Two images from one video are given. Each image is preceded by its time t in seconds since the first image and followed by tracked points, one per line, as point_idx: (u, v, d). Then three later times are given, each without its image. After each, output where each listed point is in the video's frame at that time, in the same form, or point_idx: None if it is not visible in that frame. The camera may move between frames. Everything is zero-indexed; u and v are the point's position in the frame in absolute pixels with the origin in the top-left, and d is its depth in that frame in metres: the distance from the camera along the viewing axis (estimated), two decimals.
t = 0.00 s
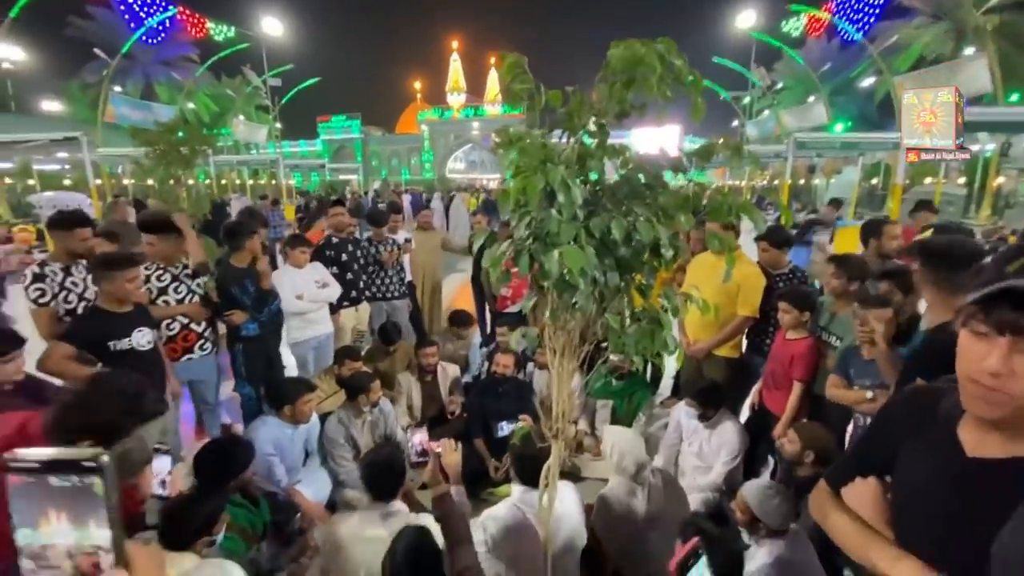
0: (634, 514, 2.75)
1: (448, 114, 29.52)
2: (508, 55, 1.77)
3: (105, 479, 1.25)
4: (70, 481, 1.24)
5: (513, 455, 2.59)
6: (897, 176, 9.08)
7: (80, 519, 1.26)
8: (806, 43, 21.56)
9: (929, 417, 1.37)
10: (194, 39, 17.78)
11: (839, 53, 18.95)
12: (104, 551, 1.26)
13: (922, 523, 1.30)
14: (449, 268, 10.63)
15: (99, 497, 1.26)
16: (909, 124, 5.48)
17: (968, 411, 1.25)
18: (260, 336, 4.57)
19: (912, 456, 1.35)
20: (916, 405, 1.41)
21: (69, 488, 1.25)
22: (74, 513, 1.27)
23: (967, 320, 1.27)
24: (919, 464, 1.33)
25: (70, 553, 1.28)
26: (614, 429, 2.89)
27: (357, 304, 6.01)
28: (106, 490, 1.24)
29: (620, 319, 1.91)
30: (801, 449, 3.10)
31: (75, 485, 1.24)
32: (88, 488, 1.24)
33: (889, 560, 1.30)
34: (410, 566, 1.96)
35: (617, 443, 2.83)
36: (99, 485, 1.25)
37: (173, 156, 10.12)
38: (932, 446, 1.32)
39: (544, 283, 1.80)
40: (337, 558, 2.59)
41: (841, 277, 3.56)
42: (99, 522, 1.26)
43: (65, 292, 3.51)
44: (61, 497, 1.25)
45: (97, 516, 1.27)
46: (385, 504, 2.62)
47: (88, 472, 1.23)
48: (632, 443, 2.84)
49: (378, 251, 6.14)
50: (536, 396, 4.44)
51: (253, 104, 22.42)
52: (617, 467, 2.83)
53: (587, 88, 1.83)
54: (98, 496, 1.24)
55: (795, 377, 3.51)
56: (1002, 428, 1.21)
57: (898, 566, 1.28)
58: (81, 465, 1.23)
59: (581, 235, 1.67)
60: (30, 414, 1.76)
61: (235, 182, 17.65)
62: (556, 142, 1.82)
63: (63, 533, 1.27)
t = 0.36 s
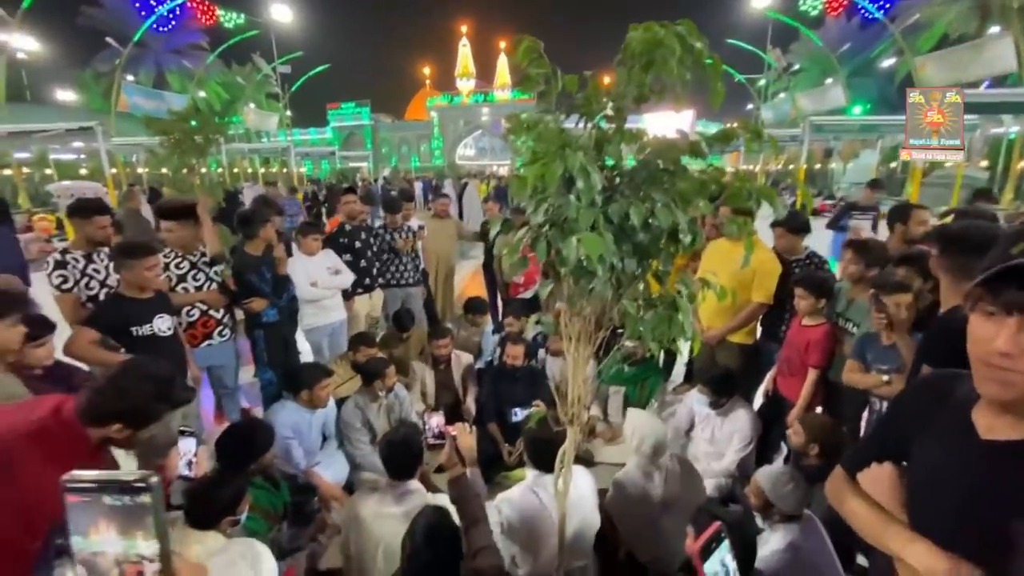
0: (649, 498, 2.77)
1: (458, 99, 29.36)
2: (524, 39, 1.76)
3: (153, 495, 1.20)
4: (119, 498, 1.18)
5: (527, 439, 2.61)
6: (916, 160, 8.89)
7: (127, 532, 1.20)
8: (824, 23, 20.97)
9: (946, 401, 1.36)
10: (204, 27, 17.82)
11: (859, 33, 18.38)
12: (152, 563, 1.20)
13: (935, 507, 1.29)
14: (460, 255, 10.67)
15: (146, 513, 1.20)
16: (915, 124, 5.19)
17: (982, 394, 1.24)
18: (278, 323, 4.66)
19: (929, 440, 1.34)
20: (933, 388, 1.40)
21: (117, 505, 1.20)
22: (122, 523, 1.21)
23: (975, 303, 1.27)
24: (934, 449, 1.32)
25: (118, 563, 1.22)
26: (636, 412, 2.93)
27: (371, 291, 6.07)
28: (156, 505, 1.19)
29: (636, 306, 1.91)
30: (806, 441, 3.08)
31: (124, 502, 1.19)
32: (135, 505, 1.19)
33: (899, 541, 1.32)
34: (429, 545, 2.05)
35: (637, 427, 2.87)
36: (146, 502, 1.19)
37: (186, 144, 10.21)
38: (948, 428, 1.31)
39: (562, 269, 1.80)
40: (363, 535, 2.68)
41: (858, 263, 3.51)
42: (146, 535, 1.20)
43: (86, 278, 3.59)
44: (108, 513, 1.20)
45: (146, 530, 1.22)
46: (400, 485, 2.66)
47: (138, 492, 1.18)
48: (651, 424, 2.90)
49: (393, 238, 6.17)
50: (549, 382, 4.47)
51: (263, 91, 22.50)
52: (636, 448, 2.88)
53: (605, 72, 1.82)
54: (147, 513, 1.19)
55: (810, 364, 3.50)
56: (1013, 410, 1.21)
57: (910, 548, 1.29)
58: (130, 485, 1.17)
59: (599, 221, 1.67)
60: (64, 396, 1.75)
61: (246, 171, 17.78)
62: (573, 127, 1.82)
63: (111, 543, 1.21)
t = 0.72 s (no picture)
0: (664, 482, 2.81)
1: (468, 84, 29.12)
2: (544, 22, 1.74)
3: (262, 464, 1.50)
4: (232, 468, 1.48)
5: (541, 423, 2.64)
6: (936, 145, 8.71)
7: (235, 495, 1.49)
8: (844, 3, 20.41)
9: (965, 389, 1.35)
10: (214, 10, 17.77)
11: (880, 14, 17.88)
12: (255, 522, 1.49)
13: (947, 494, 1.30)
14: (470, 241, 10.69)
15: (251, 479, 1.50)
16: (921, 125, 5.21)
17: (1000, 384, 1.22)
18: (294, 307, 4.69)
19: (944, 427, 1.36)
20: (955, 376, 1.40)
21: (228, 474, 1.49)
22: (230, 489, 1.50)
23: (992, 291, 1.24)
24: (949, 437, 1.33)
25: (223, 523, 1.50)
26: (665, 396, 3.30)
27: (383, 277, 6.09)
28: (261, 474, 1.49)
29: (655, 292, 1.91)
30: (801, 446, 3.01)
31: (236, 471, 1.48)
32: (248, 473, 1.48)
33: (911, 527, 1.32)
34: (449, 526, 2.07)
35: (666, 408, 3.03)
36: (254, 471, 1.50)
37: (199, 130, 10.27)
38: (965, 415, 1.31)
39: (581, 255, 1.79)
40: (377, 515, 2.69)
41: (878, 252, 3.48)
42: (251, 498, 1.50)
43: (107, 264, 3.65)
44: (219, 480, 1.49)
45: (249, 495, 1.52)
46: (417, 465, 2.74)
47: (249, 464, 1.49)
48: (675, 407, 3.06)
49: (405, 224, 6.18)
50: (561, 368, 4.50)
51: (273, 76, 22.51)
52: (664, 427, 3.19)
53: (626, 55, 1.80)
54: (253, 481, 1.49)
55: (826, 352, 3.47)
56: None
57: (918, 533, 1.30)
58: (244, 456, 1.48)
59: (620, 206, 1.66)
60: (93, 379, 1.82)
61: (257, 156, 17.86)
62: (593, 111, 1.80)
63: (219, 506, 1.49)
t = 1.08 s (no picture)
0: (671, 477, 2.81)
1: (473, 75, 28.95)
2: (558, 13, 1.74)
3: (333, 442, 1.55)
4: (306, 446, 1.54)
5: (549, 416, 2.68)
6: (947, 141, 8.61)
7: (309, 471, 1.55)
8: None
9: (973, 385, 1.35)
10: None
11: (892, 7, 17.61)
12: (328, 497, 1.54)
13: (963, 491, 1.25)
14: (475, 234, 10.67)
15: (323, 457, 1.56)
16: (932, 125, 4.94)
17: (1011, 386, 1.23)
18: (297, 299, 4.67)
19: (956, 427, 1.35)
20: (958, 369, 1.39)
21: (303, 451, 1.55)
22: (305, 465, 1.56)
23: (1008, 294, 1.24)
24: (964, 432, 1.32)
25: (297, 499, 1.55)
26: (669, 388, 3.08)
27: (389, 268, 6.06)
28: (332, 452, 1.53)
29: (667, 287, 1.89)
30: (809, 443, 3.00)
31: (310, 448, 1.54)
32: (320, 450, 1.53)
33: (930, 529, 1.18)
34: (457, 519, 2.00)
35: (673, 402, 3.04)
36: (327, 448, 1.55)
37: (206, 120, 10.29)
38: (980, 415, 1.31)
39: (594, 249, 1.78)
40: (384, 504, 2.70)
41: (885, 247, 3.38)
42: (325, 474, 1.55)
43: (118, 251, 3.68)
44: (295, 457, 1.56)
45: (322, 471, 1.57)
46: (425, 456, 2.76)
47: (322, 442, 1.54)
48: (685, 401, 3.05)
49: (411, 217, 6.18)
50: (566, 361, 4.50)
51: (278, 66, 22.49)
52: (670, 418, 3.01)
53: (641, 47, 1.79)
54: (325, 458, 1.54)
55: (833, 349, 3.47)
56: None
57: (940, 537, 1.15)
58: (318, 434, 1.53)
59: (634, 201, 1.65)
60: (111, 367, 1.83)
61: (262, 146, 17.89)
62: (606, 104, 1.80)
63: (294, 482, 1.55)
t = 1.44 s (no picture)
0: (675, 478, 2.79)
1: (478, 72, 28.92)
2: (573, 12, 1.77)
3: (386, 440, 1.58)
4: (357, 443, 1.57)
5: (556, 414, 2.68)
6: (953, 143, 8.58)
7: (360, 468, 1.57)
8: None
9: (987, 391, 1.34)
10: None
11: (902, 7, 17.53)
12: (379, 492, 1.56)
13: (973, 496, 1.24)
14: (478, 231, 10.66)
15: (374, 453, 1.58)
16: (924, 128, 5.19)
17: None
18: (302, 296, 4.66)
19: (969, 435, 1.33)
20: (972, 376, 1.38)
21: (354, 448, 1.57)
22: (356, 462, 1.58)
23: None
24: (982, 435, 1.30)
25: (348, 494, 1.57)
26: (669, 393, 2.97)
27: (393, 266, 6.08)
28: (387, 452, 1.57)
29: (679, 287, 1.89)
30: (817, 443, 3.00)
31: (360, 445, 1.57)
32: (372, 446, 1.57)
33: (938, 532, 1.15)
34: (467, 517, 2.00)
35: (669, 407, 2.95)
36: (378, 444, 1.58)
37: (213, 114, 10.33)
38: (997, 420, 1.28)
39: (607, 249, 1.79)
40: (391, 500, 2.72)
41: (893, 249, 3.35)
42: (375, 470, 1.57)
43: (134, 238, 3.75)
44: (348, 453, 1.57)
45: (372, 468, 1.59)
46: (431, 454, 2.79)
47: (372, 440, 1.57)
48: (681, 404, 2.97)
49: (418, 214, 6.20)
50: (571, 360, 4.51)
51: (283, 61, 22.53)
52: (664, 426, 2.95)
53: (657, 46, 1.79)
54: (376, 455, 1.57)
55: (840, 350, 3.47)
56: None
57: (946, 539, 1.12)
58: (369, 432, 1.56)
59: (650, 201, 1.65)
60: (126, 362, 1.87)
61: (267, 141, 17.95)
62: (621, 103, 1.80)
63: (346, 478, 1.57)
